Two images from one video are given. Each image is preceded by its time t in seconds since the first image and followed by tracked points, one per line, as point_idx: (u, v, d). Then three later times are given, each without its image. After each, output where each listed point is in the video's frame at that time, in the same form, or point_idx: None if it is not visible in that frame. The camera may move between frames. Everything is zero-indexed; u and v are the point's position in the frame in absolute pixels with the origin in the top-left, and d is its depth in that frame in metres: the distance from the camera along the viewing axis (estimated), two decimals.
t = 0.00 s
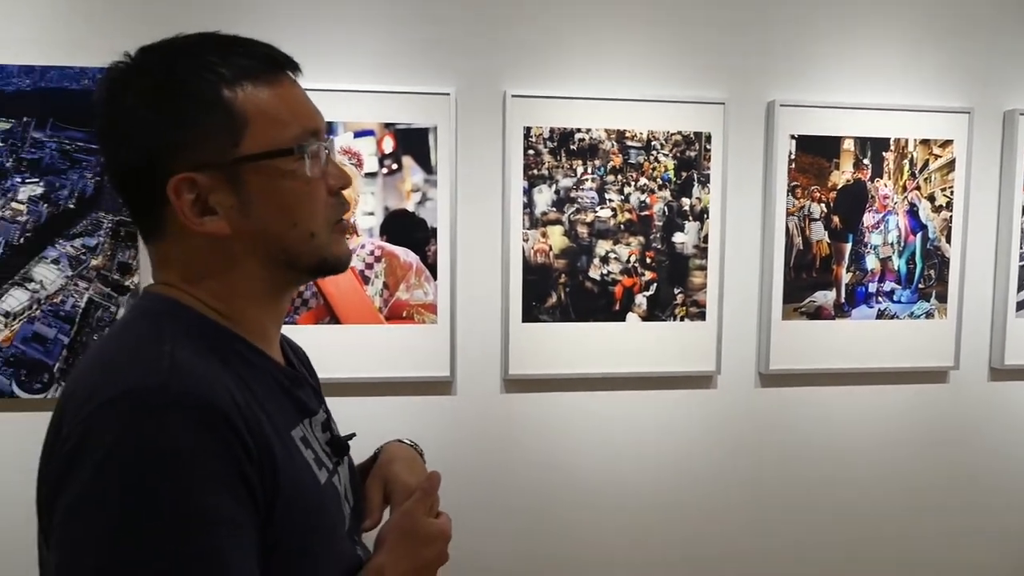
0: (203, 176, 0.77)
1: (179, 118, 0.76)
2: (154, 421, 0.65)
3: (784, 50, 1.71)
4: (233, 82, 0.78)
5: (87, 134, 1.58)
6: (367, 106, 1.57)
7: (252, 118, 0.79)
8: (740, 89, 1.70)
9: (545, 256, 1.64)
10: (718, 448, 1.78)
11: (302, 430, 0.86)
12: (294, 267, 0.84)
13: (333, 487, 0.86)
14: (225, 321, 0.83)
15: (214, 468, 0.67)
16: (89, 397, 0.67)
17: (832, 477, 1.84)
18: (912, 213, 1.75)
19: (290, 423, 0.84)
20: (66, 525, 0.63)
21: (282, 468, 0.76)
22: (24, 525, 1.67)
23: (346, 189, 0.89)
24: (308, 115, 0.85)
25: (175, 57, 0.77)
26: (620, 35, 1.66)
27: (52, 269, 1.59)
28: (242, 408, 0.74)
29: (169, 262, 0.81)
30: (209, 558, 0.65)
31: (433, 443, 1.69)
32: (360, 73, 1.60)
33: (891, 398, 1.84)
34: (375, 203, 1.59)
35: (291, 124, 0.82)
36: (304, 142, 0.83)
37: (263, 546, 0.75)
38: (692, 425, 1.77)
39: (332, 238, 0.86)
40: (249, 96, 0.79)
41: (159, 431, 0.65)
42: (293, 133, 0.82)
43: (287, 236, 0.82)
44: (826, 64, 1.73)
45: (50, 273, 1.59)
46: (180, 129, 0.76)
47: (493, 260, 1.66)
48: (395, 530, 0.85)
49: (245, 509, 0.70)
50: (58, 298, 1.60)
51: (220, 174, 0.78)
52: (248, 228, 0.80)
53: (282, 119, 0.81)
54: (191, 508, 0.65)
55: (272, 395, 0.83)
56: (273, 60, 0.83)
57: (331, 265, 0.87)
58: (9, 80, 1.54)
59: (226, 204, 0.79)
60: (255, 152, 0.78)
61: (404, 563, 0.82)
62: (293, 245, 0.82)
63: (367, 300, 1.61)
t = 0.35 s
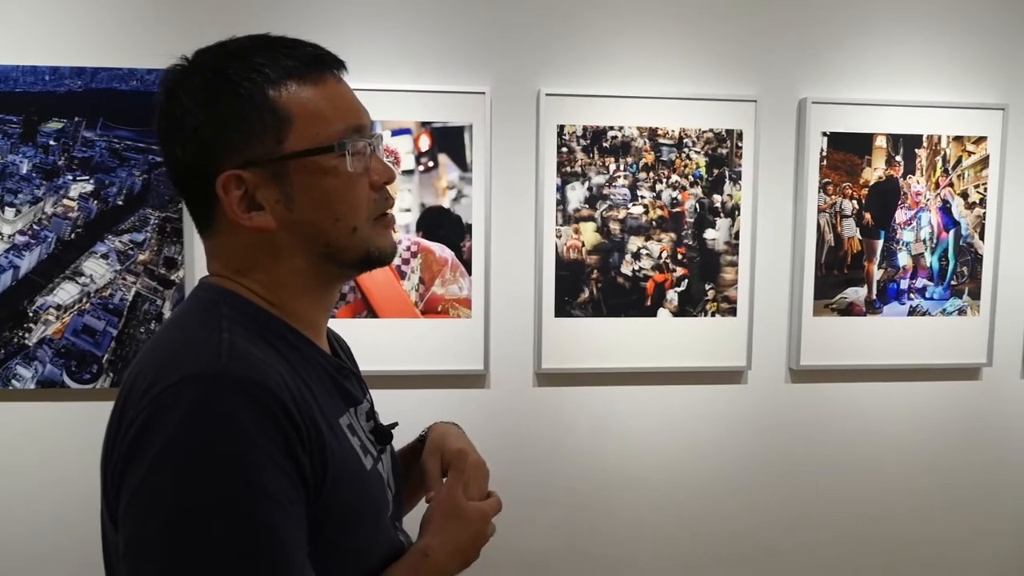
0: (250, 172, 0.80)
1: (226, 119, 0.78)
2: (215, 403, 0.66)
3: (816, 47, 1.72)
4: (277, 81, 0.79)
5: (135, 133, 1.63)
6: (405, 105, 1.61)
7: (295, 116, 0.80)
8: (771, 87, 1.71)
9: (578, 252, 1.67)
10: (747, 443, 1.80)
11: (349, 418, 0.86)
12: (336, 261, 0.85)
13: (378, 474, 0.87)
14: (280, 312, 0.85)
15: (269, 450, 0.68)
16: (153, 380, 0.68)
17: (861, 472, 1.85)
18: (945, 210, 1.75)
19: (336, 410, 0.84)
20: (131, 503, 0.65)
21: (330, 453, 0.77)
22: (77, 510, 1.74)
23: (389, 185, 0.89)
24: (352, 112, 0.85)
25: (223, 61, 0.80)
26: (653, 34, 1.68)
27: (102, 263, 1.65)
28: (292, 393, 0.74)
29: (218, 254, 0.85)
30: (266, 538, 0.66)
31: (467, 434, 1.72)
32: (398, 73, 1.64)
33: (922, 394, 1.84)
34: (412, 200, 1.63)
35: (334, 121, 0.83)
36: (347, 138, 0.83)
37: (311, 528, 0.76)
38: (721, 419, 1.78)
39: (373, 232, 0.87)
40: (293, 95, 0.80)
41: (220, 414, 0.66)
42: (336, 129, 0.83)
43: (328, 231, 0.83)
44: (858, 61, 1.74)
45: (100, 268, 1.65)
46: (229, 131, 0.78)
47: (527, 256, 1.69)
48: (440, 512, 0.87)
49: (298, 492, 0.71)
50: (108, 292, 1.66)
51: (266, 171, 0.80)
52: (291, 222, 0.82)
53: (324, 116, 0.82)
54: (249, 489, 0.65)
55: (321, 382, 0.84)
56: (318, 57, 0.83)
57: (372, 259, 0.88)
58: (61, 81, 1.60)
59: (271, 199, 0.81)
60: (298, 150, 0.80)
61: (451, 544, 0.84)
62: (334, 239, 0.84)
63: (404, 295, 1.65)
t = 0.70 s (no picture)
0: (274, 176, 0.82)
1: (252, 126, 0.81)
2: (248, 398, 0.67)
3: (837, 49, 1.73)
4: (303, 90, 0.82)
5: (168, 138, 1.67)
6: (429, 109, 1.64)
7: (317, 123, 0.82)
8: (792, 88, 1.72)
9: (599, 253, 1.69)
10: (766, 441, 1.82)
11: (375, 416, 0.87)
12: (356, 263, 0.87)
13: (403, 471, 0.87)
14: (306, 311, 0.87)
15: (299, 446, 0.69)
16: (188, 377, 0.69)
17: (880, 471, 1.86)
18: (967, 211, 1.75)
19: (363, 408, 0.85)
20: (168, 497, 0.66)
21: (357, 450, 0.77)
22: (113, 503, 1.80)
23: (410, 191, 0.89)
24: (375, 119, 0.86)
25: (254, 70, 0.83)
26: (674, 37, 1.69)
27: (136, 264, 1.70)
28: (320, 390, 0.75)
29: (247, 255, 0.88)
30: (297, 531, 0.66)
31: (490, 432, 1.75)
32: (422, 77, 1.67)
33: (942, 394, 1.84)
34: (436, 202, 1.66)
35: (355, 127, 0.84)
36: (367, 145, 0.84)
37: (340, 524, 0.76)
38: (741, 419, 1.80)
39: (392, 236, 0.87)
40: (317, 103, 0.83)
41: (252, 408, 0.67)
42: (357, 135, 0.84)
43: (348, 234, 0.84)
44: (880, 62, 1.74)
45: (135, 269, 1.70)
46: (255, 137, 0.81)
47: (548, 257, 1.72)
48: (457, 501, 0.86)
49: (326, 487, 0.71)
50: (142, 292, 1.71)
51: (289, 174, 0.82)
52: (312, 225, 0.84)
53: (346, 123, 0.83)
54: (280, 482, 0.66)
55: (348, 380, 0.84)
56: (344, 67, 0.86)
57: (391, 263, 0.88)
58: (98, 88, 1.65)
59: (294, 202, 0.83)
60: (318, 155, 0.81)
61: (471, 531, 0.83)
62: (351, 242, 0.85)
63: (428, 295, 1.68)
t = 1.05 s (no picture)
0: (298, 190, 0.82)
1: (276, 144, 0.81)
2: (279, 400, 0.70)
3: (850, 58, 1.75)
4: (323, 107, 0.81)
5: (196, 146, 1.72)
6: (449, 118, 1.68)
7: (337, 138, 0.81)
8: (805, 96, 1.75)
9: (614, 259, 1.73)
10: (779, 444, 1.84)
11: (398, 418, 0.88)
12: (377, 272, 0.86)
13: (424, 472, 0.88)
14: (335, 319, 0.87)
15: (326, 445, 0.71)
16: (223, 379, 0.72)
17: (892, 474, 1.88)
18: (980, 217, 1.77)
19: (386, 410, 0.87)
20: (203, 493, 0.69)
21: (381, 451, 0.79)
22: (143, 499, 1.86)
23: (429, 200, 0.88)
24: (394, 130, 0.84)
25: (279, 90, 0.83)
26: (689, 47, 1.73)
27: (165, 269, 1.75)
28: (346, 393, 0.77)
29: (274, 266, 0.88)
30: (325, 529, 0.68)
31: (506, 433, 1.79)
32: (442, 87, 1.72)
33: (954, 399, 1.86)
34: (455, 208, 1.70)
35: (375, 140, 0.83)
36: (385, 156, 0.83)
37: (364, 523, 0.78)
38: (754, 421, 1.83)
39: (412, 245, 0.86)
40: (337, 118, 0.82)
41: (283, 410, 0.69)
42: (376, 147, 0.83)
43: (368, 244, 0.84)
44: (893, 70, 1.76)
45: (164, 273, 1.75)
46: (278, 155, 0.82)
47: (564, 262, 1.76)
48: (475, 505, 0.89)
49: (351, 487, 0.73)
50: (170, 296, 1.76)
51: (312, 189, 0.82)
52: (335, 236, 0.83)
53: (365, 136, 0.82)
54: (309, 482, 0.68)
55: (373, 383, 0.86)
56: (364, 82, 0.85)
57: (412, 271, 0.87)
58: (129, 99, 1.70)
59: (316, 215, 0.83)
60: (338, 169, 0.81)
61: (488, 532, 0.86)
62: (373, 253, 0.84)
63: (447, 299, 1.73)
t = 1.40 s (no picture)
0: (322, 194, 0.84)
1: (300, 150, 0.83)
2: (305, 395, 0.71)
3: (866, 59, 1.76)
4: (346, 113, 0.83)
5: (219, 150, 1.75)
6: (467, 121, 1.71)
7: (359, 143, 0.83)
8: (820, 97, 1.76)
9: (630, 259, 1.75)
10: (794, 443, 1.85)
11: (419, 413, 0.88)
12: (397, 273, 0.88)
13: (446, 465, 0.89)
14: (357, 319, 0.89)
15: (352, 440, 0.72)
16: (249, 376, 0.73)
17: (907, 474, 1.89)
18: (997, 217, 1.77)
19: (409, 404, 0.87)
20: (233, 488, 0.70)
21: (404, 445, 0.80)
22: (167, 494, 1.91)
23: (447, 203, 0.90)
24: (414, 136, 0.87)
25: (301, 96, 0.85)
26: (704, 49, 1.74)
27: (189, 269, 1.79)
28: (370, 387, 0.78)
29: (297, 266, 0.90)
30: (353, 520, 0.69)
31: (523, 431, 1.82)
32: (460, 91, 1.75)
33: (970, 398, 1.87)
34: (472, 210, 1.73)
35: (396, 145, 0.85)
36: (406, 161, 0.85)
37: (388, 515, 0.79)
38: (769, 421, 1.84)
39: (432, 247, 0.89)
40: (360, 124, 0.84)
41: (309, 406, 0.70)
42: (397, 152, 0.85)
43: (390, 246, 0.86)
44: (908, 71, 1.77)
45: (188, 273, 1.79)
46: (301, 160, 0.84)
47: (581, 263, 1.78)
48: (495, 501, 0.90)
49: (376, 480, 0.74)
50: (194, 296, 1.80)
51: (335, 193, 0.84)
52: (357, 238, 0.86)
53: (387, 141, 0.84)
54: (336, 474, 0.69)
55: (395, 379, 0.86)
56: (383, 87, 0.87)
57: (431, 271, 0.90)
58: (155, 103, 1.74)
59: (339, 217, 0.85)
60: (362, 174, 0.83)
61: (507, 526, 0.87)
62: (394, 254, 0.87)
63: (464, 299, 1.75)
